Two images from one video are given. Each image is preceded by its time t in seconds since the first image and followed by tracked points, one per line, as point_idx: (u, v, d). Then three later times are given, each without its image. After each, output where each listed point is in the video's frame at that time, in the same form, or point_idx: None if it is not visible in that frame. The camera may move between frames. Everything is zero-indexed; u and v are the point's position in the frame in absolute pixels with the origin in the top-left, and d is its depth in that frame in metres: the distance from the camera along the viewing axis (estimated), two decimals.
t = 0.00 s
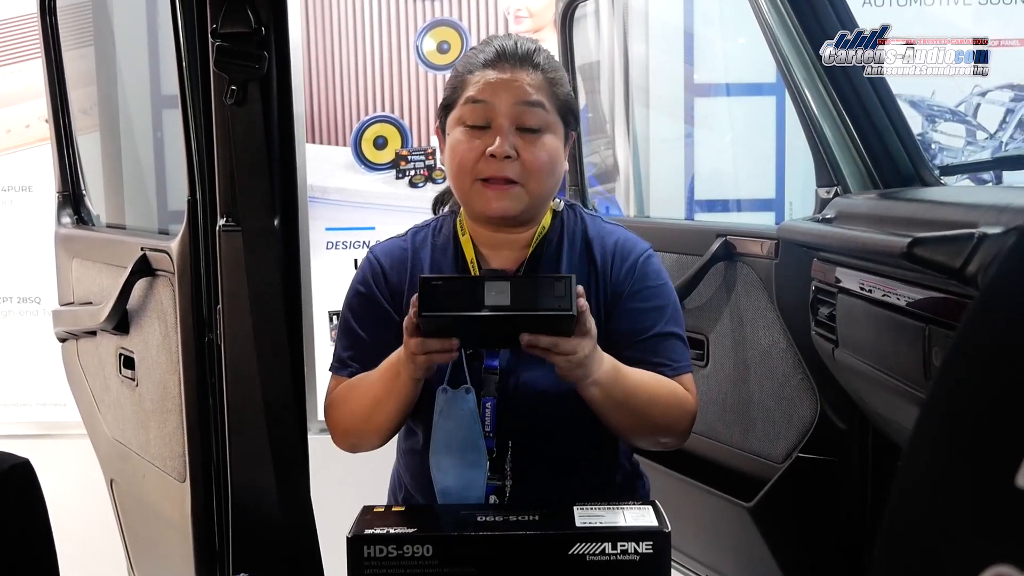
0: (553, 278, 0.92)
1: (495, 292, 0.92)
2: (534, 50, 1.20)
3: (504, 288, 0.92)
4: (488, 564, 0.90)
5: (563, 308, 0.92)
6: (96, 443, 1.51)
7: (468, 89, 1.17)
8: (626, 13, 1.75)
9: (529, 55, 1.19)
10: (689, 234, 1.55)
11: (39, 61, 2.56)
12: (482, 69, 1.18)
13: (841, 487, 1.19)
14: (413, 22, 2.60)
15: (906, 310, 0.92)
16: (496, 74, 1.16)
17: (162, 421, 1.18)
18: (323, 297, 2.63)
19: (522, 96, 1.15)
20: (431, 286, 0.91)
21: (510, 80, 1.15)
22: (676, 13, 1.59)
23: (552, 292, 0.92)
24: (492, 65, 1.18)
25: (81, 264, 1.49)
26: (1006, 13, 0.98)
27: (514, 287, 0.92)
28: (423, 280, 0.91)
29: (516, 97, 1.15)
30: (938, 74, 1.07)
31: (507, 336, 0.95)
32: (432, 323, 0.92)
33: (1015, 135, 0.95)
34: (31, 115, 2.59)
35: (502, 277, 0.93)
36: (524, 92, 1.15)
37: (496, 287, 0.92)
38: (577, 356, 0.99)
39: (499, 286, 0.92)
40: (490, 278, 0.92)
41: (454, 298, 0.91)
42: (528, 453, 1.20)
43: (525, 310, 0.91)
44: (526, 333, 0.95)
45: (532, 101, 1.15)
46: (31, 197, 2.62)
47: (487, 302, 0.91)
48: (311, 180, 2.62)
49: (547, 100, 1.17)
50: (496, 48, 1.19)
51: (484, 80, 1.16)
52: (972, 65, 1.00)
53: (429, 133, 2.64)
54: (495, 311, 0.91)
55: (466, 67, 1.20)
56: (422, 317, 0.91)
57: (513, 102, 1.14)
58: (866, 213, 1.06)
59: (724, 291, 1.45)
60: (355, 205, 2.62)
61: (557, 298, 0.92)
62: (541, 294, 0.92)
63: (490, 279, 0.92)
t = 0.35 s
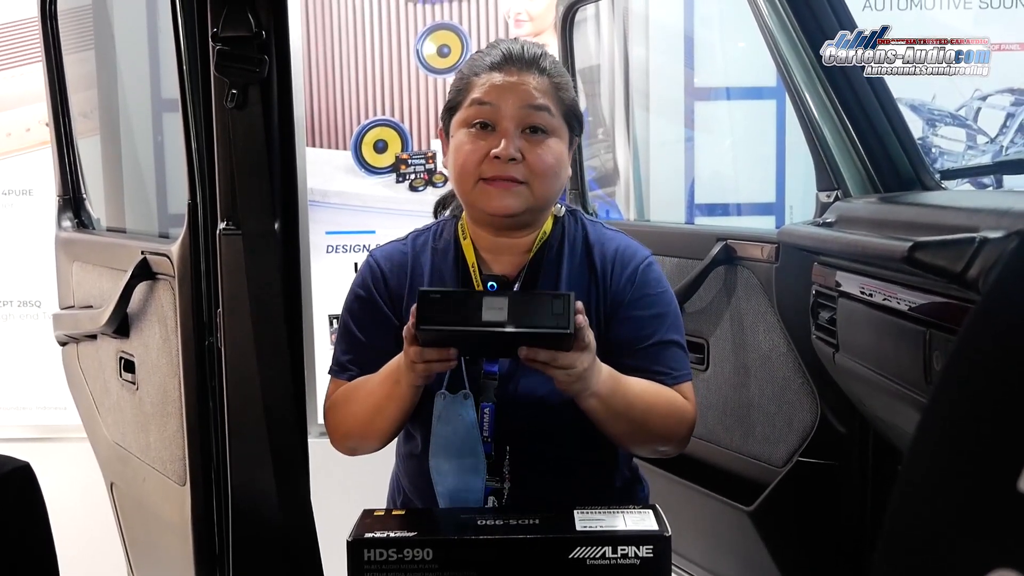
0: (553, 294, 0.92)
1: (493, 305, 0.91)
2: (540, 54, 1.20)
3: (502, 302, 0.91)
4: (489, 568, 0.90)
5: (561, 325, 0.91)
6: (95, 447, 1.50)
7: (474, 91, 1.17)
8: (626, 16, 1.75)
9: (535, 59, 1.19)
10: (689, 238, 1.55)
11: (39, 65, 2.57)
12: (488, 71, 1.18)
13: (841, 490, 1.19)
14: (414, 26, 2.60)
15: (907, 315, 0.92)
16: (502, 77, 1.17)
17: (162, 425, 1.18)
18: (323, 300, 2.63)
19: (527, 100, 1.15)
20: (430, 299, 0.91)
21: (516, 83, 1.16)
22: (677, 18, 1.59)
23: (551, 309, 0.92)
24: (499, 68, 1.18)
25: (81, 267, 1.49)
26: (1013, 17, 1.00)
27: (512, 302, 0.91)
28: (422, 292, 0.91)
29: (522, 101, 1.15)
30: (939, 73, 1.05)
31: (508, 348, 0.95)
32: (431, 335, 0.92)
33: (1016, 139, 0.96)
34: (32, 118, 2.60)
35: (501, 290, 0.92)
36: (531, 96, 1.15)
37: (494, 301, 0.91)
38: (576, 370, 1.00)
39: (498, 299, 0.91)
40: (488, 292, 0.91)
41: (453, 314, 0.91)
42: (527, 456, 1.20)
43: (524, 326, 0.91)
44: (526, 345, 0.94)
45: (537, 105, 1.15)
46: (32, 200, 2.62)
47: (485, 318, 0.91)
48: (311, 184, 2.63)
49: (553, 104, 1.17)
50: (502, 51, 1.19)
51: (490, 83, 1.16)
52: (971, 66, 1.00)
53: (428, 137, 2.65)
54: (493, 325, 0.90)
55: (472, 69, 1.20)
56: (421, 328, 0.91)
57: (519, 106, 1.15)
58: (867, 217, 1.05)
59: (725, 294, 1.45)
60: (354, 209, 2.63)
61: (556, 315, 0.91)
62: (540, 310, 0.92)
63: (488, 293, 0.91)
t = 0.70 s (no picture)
0: (554, 308, 0.92)
1: (495, 326, 0.90)
2: (547, 50, 1.20)
3: (505, 321, 0.91)
4: (488, 567, 0.90)
5: (564, 340, 0.91)
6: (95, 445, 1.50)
7: (480, 85, 1.17)
8: (627, 13, 1.75)
9: (542, 55, 1.18)
10: (690, 237, 1.55)
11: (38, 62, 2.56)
12: (495, 66, 1.18)
13: (842, 490, 1.18)
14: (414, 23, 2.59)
15: (904, 312, 0.93)
16: (509, 71, 1.17)
17: (161, 423, 1.18)
18: (323, 298, 2.63)
19: (534, 94, 1.15)
20: (434, 318, 0.91)
21: (523, 78, 1.16)
22: (676, 17, 1.57)
23: (553, 325, 0.91)
24: (506, 63, 1.18)
25: (80, 265, 1.48)
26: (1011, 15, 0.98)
27: (514, 320, 0.91)
28: (424, 315, 0.90)
29: (528, 95, 1.15)
30: (940, 72, 1.06)
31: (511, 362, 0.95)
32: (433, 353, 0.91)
33: (1016, 137, 0.94)
34: (31, 116, 2.59)
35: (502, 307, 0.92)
36: (537, 91, 1.15)
37: (496, 320, 0.91)
38: (579, 371, 0.98)
39: (499, 319, 0.91)
40: (490, 310, 0.91)
41: (456, 332, 0.91)
42: (527, 455, 1.19)
43: (526, 345, 0.91)
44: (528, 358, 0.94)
45: (543, 100, 1.15)
46: (31, 198, 2.62)
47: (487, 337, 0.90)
48: (309, 182, 2.63)
49: (559, 100, 1.17)
50: (510, 47, 1.19)
51: (497, 77, 1.16)
52: (971, 66, 1.00)
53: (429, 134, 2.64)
54: (495, 346, 0.90)
55: (479, 63, 1.20)
56: (423, 351, 0.91)
57: (525, 100, 1.15)
58: (867, 216, 1.05)
59: (725, 293, 1.45)
60: (353, 207, 2.63)
61: (560, 329, 0.91)
62: (541, 327, 0.91)
63: (490, 313, 0.91)
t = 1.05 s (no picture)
0: (556, 304, 0.91)
1: (498, 321, 0.90)
2: (548, 48, 1.18)
3: (507, 316, 0.91)
4: (485, 565, 0.90)
5: (566, 336, 0.91)
6: (92, 443, 1.50)
7: (480, 89, 1.17)
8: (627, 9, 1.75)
9: (542, 55, 1.17)
10: (689, 235, 1.55)
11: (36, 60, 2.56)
12: (493, 69, 1.17)
13: (842, 488, 1.19)
14: (412, 21, 2.58)
15: (897, 307, 0.94)
16: (507, 75, 1.16)
17: (158, 421, 1.18)
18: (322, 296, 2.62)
19: (533, 98, 1.15)
20: (436, 314, 0.91)
21: (522, 82, 1.15)
22: (675, 13, 1.57)
23: (556, 321, 0.91)
24: (503, 66, 1.17)
25: (77, 263, 1.48)
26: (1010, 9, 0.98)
27: (516, 314, 0.91)
28: (427, 309, 0.90)
29: (528, 99, 1.15)
30: (940, 72, 1.05)
31: (512, 358, 0.95)
32: (436, 352, 0.92)
33: (1015, 134, 0.93)
34: (29, 113, 2.59)
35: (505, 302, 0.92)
36: (536, 95, 1.15)
37: (499, 315, 0.90)
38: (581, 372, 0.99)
39: (502, 314, 0.91)
40: (492, 305, 0.90)
41: (458, 326, 0.91)
42: (525, 454, 1.19)
43: (529, 340, 0.91)
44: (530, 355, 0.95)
45: (543, 104, 1.15)
46: (29, 196, 2.61)
47: (489, 331, 0.90)
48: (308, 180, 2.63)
49: (558, 102, 1.16)
50: (507, 48, 1.18)
51: (495, 82, 1.16)
52: (971, 65, 1.00)
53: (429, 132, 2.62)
54: (498, 341, 0.90)
55: (478, 65, 1.19)
56: (427, 345, 0.91)
57: (524, 104, 1.15)
58: (866, 212, 1.05)
59: (723, 290, 1.44)
60: (352, 204, 2.63)
61: (561, 325, 0.91)
62: (545, 324, 0.91)
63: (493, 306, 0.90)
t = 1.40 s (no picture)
0: (562, 293, 0.97)
1: (503, 305, 0.96)
2: (551, 45, 1.26)
3: (513, 300, 0.96)
4: (485, 564, 0.90)
5: (569, 324, 0.97)
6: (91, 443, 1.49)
7: (486, 84, 1.25)
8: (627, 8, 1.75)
9: (545, 50, 1.24)
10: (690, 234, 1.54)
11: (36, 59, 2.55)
12: (498, 64, 1.25)
13: (843, 489, 1.16)
14: (412, 20, 2.58)
15: (900, 307, 0.93)
16: (512, 69, 1.24)
17: (157, 421, 1.17)
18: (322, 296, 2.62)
19: (538, 91, 1.22)
20: (443, 296, 0.97)
21: (526, 77, 1.23)
22: (676, 13, 1.57)
23: (560, 308, 0.97)
24: (509, 61, 1.25)
25: (77, 263, 1.48)
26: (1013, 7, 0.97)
27: (522, 300, 0.97)
28: (435, 290, 0.96)
29: (533, 93, 1.22)
30: (940, 72, 1.05)
31: (513, 343, 1.00)
32: (442, 331, 0.97)
33: (1017, 133, 0.92)
34: (29, 113, 2.59)
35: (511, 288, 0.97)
36: (541, 88, 1.23)
37: (504, 299, 0.96)
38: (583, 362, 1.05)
39: (508, 299, 0.96)
40: (500, 290, 0.96)
41: (465, 309, 0.96)
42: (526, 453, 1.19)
43: (532, 324, 0.97)
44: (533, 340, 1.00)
45: (547, 96, 1.22)
46: (29, 195, 2.61)
47: (496, 315, 0.96)
48: (308, 179, 2.62)
49: (562, 95, 1.24)
50: (512, 45, 1.25)
51: (501, 76, 1.23)
52: (971, 66, 1.00)
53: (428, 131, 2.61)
54: (505, 325, 0.96)
55: (484, 60, 1.28)
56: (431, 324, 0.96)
57: (529, 97, 1.22)
58: (867, 211, 1.04)
59: (724, 289, 1.46)
60: (353, 203, 2.62)
61: (565, 313, 0.97)
62: (549, 310, 0.97)
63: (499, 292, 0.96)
